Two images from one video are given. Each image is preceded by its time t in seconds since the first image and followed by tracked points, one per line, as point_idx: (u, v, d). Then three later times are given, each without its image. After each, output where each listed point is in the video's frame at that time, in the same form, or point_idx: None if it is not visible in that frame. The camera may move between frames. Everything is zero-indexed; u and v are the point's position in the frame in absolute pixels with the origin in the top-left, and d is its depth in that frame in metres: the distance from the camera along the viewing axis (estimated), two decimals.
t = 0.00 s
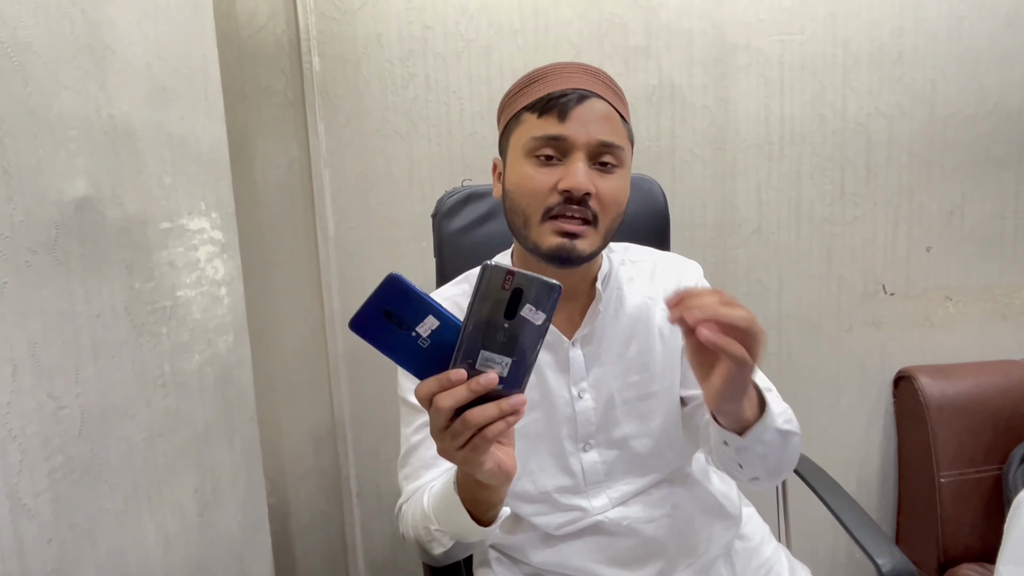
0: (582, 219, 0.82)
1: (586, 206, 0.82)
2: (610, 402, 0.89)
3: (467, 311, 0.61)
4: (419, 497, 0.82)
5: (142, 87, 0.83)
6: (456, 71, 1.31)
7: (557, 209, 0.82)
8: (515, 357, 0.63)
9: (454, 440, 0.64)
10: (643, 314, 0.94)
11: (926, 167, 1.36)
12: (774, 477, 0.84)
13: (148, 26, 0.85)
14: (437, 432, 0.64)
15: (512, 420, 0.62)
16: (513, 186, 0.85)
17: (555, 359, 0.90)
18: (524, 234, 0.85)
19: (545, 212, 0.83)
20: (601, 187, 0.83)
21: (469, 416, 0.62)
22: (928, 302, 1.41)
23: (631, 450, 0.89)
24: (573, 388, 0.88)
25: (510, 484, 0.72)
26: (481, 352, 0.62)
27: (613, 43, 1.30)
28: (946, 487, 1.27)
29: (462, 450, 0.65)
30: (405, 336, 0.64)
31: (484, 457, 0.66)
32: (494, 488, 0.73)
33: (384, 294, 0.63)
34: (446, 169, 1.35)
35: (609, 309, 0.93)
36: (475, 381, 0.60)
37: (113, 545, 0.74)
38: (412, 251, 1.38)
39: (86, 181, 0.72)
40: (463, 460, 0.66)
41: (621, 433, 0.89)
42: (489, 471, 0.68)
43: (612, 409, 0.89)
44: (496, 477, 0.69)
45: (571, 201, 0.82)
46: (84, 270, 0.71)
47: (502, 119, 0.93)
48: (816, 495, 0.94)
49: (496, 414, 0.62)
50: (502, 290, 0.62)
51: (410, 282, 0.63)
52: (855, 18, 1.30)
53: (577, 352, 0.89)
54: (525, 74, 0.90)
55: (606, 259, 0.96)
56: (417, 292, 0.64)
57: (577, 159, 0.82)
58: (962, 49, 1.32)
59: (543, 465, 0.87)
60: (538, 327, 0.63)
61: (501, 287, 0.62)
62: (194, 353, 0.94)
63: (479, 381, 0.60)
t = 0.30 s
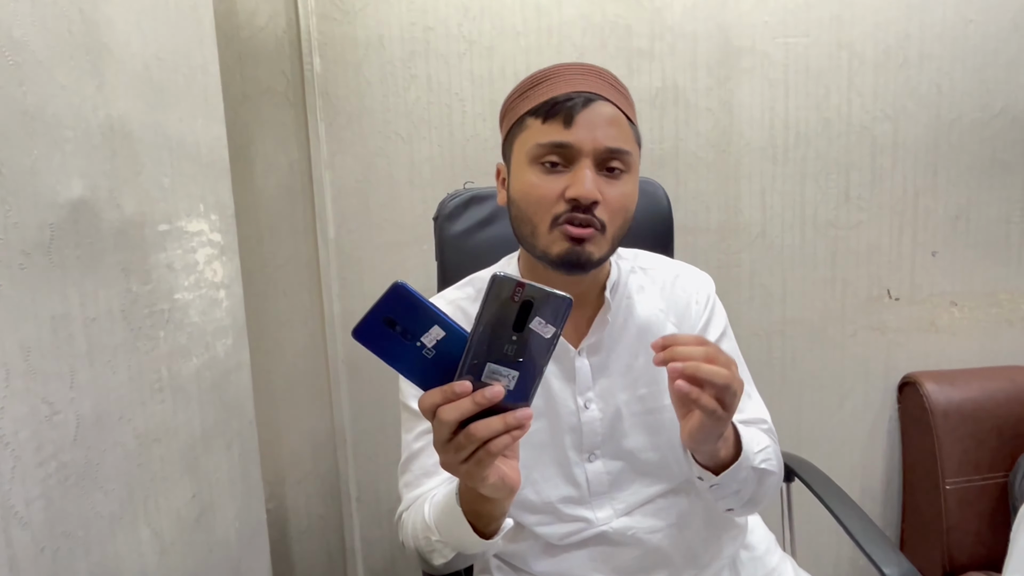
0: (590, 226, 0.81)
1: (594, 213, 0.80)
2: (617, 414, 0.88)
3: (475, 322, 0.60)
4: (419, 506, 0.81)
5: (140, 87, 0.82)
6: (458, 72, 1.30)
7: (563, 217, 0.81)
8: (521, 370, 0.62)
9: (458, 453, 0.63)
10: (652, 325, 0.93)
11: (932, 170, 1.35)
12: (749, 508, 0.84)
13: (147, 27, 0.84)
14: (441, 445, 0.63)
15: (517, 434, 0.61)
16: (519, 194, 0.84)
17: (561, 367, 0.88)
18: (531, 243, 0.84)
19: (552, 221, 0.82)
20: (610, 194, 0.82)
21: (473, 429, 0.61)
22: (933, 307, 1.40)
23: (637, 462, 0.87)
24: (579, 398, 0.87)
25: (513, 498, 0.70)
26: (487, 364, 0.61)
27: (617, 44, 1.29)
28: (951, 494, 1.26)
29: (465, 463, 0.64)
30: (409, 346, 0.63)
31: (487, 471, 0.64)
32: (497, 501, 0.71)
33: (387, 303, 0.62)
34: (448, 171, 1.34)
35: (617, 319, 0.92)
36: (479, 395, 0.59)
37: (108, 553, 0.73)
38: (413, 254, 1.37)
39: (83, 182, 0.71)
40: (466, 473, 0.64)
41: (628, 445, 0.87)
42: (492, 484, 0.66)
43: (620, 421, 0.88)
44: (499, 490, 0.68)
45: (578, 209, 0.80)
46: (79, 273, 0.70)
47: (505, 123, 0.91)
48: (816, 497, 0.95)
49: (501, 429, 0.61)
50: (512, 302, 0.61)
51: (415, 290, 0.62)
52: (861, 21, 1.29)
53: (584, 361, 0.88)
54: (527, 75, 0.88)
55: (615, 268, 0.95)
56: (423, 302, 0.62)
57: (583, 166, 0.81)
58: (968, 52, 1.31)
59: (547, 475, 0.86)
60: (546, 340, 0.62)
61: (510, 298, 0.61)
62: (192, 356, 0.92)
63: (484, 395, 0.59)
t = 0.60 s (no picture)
0: (600, 226, 0.80)
1: (606, 213, 0.80)
2: (618, 416, 0.87)
3: (479, 328, 0.59)
4: (416, 509, 0.80)
5: (132, 80, 0.81)
6: (456, 67, 1.28)
7: (575, 215, 0.80)
8: (524, 377, 0.61)
9: (458, 461, 0.61)
10: (654, 324, 0.91)
11: (934, 169, 1.34)
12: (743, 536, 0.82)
13: (140, 18, 0.83)
14: (441, 451, 0.62)
15: (519, 443, 0.60)
16: (526, 189, 0.82)
17: (562, 368, 0.87)
18: (537, 240, 0.83)
19: (562, 218, 0.80)
20: (621, 193, 0.81)
21: (474, 437, 0.60)
22: (935, 306, 1.39)
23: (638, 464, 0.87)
24: (579, 400, 0.86)
25: (514, 505, 0.69)
26: (490, 370, 0.60)
27: (617, 40, 1.28)
28: (953, 495, 1.25)
29: (465, 471, 0.62)
30: (409, 351, 0.62)
31: (488, 479, 0.63)
32: (497, 509, 0.70)
33: (387, 306, 0.61)
34: (446, 168, 1.32)
35: (619, 318, 0.90)
36: (481, 402, 0.58)
37: (98, 555, 0.72)
38: (410, 252, 1.35)
39: (72, 176, 0.70)
40: (466, 481, 0.63)
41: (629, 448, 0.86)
42: (492, 492, 0.65)
43: (620, 423, 0.88)
44: (500, 498, 0.66)
45: (590, 207, 0.79)
46: (69, 268, 0.69)
47: (509, 115, 0.89)
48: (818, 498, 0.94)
49: (503, 437, 0.59)
50: (517, 307, 0.60)
51: (414, 294, 0.61)
52: (863, 17, 1.28)
53: (584, 362, 0.86)
54: (536, 68, 0.87)
55: (618, 266, 0.93)
56: (423, 305, 0.61)
57: (597, 163, 0.80)
58: (970, 49, 1.30)
59: (547, 477, 0.85)
60: (551, 348, 0.61)
61: (516, 303, 0.60)
62: (185, 354, 0.91)
63: (486, 402, 0.58)
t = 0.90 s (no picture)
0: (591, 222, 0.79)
1: (595, 209, 0.78)
2: (618, 419, 0.86)
3: (467, 337, 0.57)
4: (410, 516, 0.78)
5: (123, 78, 0.79)
6: (454, 65, 1.27)
7: (564, 214, 0.78)
8: (515, 388, 0.59)
9: (447, 472, 0.60)
10: (655, 324, 0.90)
11: (936, 169, 1.33)
12: (771, 529, 0.78)
13: (132, 14, 0.81)
14: (430, 462, 0.61)
15: (509, 455, 0.59)
16: (514, 191, 0.81)
17: (560, 371, 0.86)
18: (529, 243, 0.81)
19: (552, 218, 0.79)
20: (609, 187, 0.79)
21: (462, 448, 0.59)
22: (936, 308, 1.37)
23: (639, 469, 0.85)
24: (579, 403, 0.84)
25: (506, 516, 0.68)
26: (479, 380, 0.59)
27: (617, 38, 1.26)
28: (954, 498, 1.24)
29: (454, 482, 0.62)
30: (396, 360, 0.61)
31: (478, 491, 0.62)
32: (489, 520, 0.69)
33: (372, 314, 0.59)
34: (444, 168, 1.31)
35: (619, 319, 0.89)
36: (470, 413, 0.57)
37: (86, 562, 0.70)
38: (407, 252, 1.34)
39: (61, 176, 0.68)
40: (455, 492, 0.62)
41: (631, 452, 0.85)
42: (482, 504, 0.64)
43: (621, 427, 0.86)
44: (490, 510, 0.65)
45: (579, 204, 0.78)
46: (57, 270, 0.67)
47: (492, 118, 0.89)
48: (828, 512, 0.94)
49: (492, 448, 0.58)
50: (507, 316, 0.58)
51: (401, 301, 0.59)
52: (865, 16, 1.27)
53: (584, 364, 0.85)
54: (514, 69, 0.86)
55: (616, 266, 0.92)
56: (410, 313, 0.59)
57: (582, 159, 0.79)
58: (974, 48, 1.29)
59: (545, 482, 0.84)
60: (542, 358, 0.59)
61: (506, 311, 0.58)
62: (178, 357, 0.89)
63: (475, 413, 0.57)
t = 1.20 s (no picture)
0: (600, 211, 0.77)
1: (604, 197, 0.76)
2: (617, 419, 0.83)
3: (450, 336, 0.56)
4: (403, 523, 0.77)
5: (114, 74, 0.78)
6: (452, 63, 1.25)
7: (573, 204, 0.76)
8: (500, 389, 0.58)
9: (429, 477, 0.59)
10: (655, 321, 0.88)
11: (939, 169, 1.31)
12: (790, 517, 0.75)
13: (123, 8, 0.79)
14: (412, 466, 0.60)
15: (493, 459, 0.57)
16: (519, 183, 0.79)
17: (558, 371, 0.85)
18: (536, 235, 0.79)
19: (560, 209, 0.77)
20: (617, 176, 0.78)
21: (444, 452, 0.57)
22: (939, 309, 1.36)
23: (640, 472, 0.83)
24: (578, 403, 0.83)
25: (494, 523, 0.66)
26: (463, 382, 0.57)
27: (618, 36, 1.25)
28: (956, 502, 1.23)
29: (437, 487, 0.60)
30: (377, 360, 0.59)
31: (462, 496, 0.61)
32: (477, 527, 0.67)
33: (352, 312, 0.58)
34: (442, 167, 1.29)
35: (619, 316, 0.88)
36: (452, 416, 0.56)
37: (75, 569, 0.69)
38: (405, 251, 1.32)
39: (49, 175, 0.66)
40: (439, 497, 0.60)
41: (630, 454, 0.83)
42: (468, 510, 0.62)
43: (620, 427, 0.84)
44: (476, 515, 0.63)
45: (589, 193, 0.76)
46: (44, 270, 0.65)
47: (489, 113, 0.87)
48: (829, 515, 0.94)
49: (475, 452, 0.57)
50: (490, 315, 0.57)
51: (382, 299, 0.58)
52: (868, 14, 1.25)
53: (583, 363, 0.84)
54: (512, 63, 0.85)
55: (615, 263, 0.91)
56: (391, 312, 0.58)
57: (589, 147, 0.77)
58: (978, 47, 1.28)
59: (543, 486, 0.83)
60: (527, 359, 0.58)
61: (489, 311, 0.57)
62: (170, 358, 0.88)
63: (457, 415, 0.55)
